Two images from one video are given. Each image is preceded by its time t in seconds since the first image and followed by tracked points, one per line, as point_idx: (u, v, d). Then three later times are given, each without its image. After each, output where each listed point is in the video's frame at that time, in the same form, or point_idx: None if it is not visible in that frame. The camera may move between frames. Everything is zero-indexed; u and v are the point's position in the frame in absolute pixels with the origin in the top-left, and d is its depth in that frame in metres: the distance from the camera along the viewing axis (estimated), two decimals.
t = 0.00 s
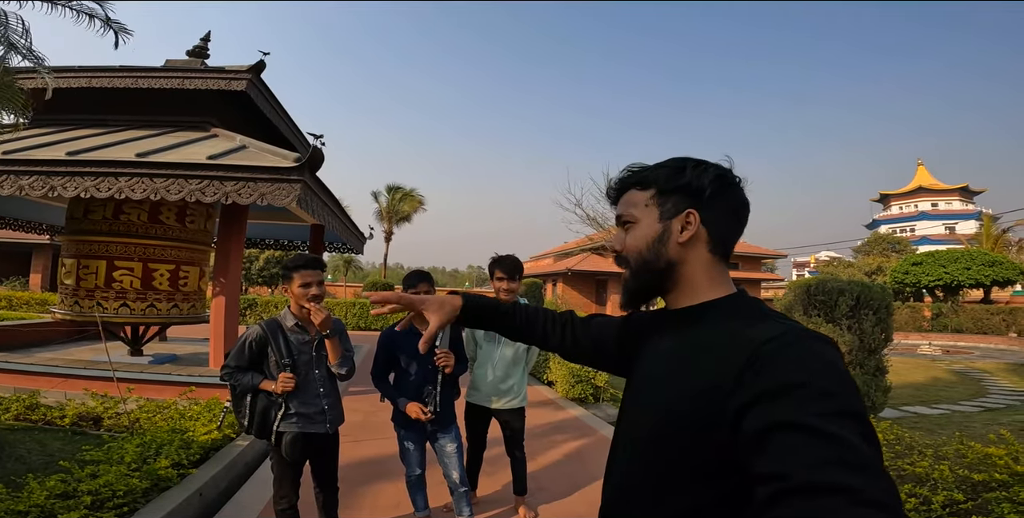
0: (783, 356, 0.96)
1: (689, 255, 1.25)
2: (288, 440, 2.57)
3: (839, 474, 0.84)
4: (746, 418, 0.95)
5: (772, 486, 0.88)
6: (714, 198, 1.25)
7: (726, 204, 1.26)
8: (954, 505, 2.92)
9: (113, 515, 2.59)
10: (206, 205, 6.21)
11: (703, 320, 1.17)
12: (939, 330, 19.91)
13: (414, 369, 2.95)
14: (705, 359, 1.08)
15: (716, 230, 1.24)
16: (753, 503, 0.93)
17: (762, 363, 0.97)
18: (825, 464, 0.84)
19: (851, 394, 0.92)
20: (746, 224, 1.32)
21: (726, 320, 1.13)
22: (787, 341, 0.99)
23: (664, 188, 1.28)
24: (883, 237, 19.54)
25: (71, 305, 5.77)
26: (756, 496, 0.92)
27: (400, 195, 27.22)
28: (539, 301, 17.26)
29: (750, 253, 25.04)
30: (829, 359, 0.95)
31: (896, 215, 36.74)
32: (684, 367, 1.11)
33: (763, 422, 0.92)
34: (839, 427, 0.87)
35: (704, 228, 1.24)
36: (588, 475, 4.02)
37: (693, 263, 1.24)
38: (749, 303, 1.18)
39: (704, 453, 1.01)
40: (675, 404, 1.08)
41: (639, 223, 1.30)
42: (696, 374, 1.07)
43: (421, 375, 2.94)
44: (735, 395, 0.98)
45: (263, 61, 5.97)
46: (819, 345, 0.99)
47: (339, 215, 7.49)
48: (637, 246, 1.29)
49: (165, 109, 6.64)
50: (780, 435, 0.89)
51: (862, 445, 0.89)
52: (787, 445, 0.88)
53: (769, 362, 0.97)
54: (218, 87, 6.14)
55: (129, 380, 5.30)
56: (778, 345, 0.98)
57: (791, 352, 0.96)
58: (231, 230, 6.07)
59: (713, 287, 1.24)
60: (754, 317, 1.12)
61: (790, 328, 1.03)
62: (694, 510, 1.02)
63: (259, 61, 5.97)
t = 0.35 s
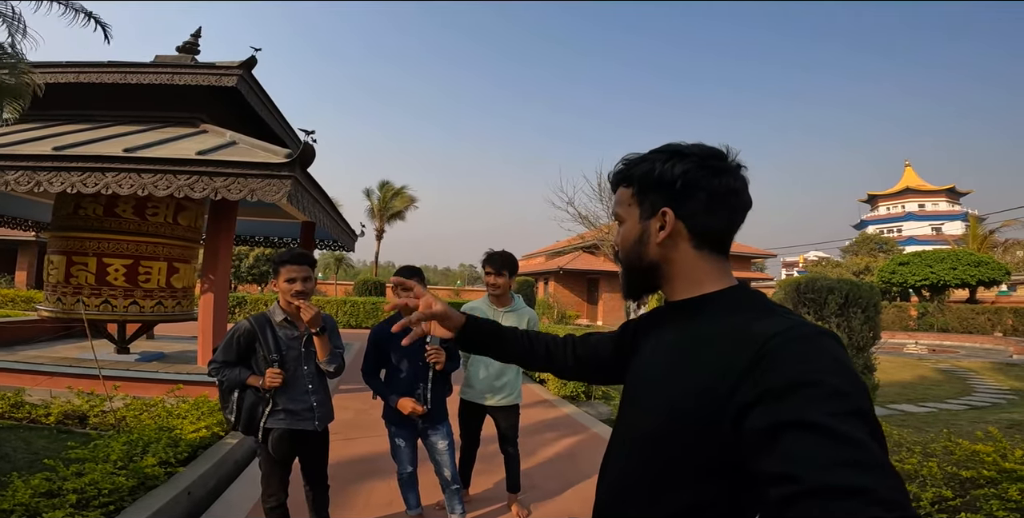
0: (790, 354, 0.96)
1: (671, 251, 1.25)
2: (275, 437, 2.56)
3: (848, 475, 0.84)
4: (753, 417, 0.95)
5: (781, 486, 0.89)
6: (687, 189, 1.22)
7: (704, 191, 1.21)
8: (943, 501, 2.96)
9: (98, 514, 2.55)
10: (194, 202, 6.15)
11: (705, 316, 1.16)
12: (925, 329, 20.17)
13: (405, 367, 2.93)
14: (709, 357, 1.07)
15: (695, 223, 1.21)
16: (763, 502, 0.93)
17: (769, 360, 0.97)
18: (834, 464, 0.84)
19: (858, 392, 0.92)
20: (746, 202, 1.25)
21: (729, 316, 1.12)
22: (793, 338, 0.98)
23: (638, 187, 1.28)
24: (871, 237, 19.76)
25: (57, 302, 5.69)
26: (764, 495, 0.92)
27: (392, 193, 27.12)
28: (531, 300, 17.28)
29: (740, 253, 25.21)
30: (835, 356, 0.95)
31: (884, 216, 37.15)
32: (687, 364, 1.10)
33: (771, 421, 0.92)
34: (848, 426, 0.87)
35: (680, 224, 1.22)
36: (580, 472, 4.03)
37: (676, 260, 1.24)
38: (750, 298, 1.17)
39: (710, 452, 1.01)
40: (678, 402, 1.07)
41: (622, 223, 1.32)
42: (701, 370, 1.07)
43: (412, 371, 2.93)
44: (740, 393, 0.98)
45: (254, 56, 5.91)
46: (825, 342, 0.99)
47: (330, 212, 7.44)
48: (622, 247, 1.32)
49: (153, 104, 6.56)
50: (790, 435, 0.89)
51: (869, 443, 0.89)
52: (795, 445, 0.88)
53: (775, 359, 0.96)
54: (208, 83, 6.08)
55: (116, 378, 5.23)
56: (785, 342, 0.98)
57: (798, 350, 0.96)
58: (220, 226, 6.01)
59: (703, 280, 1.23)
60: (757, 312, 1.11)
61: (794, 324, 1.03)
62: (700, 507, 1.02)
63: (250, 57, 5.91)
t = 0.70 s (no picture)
0: (778, 358, 0.97)
1: (655, 259, 1.27)
2: (262, 439, 2.55)
3: (837, 477, 0.86)
4: (742, 419, 0.96)
5: (770, 488, 0.90)
6: (665, 199, 1.23)
7: (681, 199, 1.22)
8: (928, 500, 3.01)
9: None
10: (181, 201, 6.09)
11: (696, 319, 1.17)
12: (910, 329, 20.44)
13: (396, 369, 2.92)
14: (700, 359, 1.08)
15: (675, 231, 1.23)
16: (753, 503, 0.95)
17: (758, 363, 0.98)
18: (822, 466, 0.86)
19: (847, 394, 0.94)
20: (730, 207, 1.23)
21: (719, 318, 1.14)
22: (782, 340, 1.00)
23: (620, 197, 1.31)
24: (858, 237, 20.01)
25: (41, 303, 5.61)
26: (754, 496, 0.94)
27: (382, 192, 27.00)
28: (522, 300, 17.29)
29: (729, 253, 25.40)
30: (824, 359, 0.97)
31: (869, 217, 37.63)
32: (678, 367, 1.12)
33: (760, 423, 0.93)
34: (836, 428, 0.89)
35: (661, 231, 1.25)
36: (572, 473, 4.04)
37: (660, 268, 1.27)
38: (740, 302, 1.19)
39: (701, 453, 1.02)
40: (670, 404, 1.08)
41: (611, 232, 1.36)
42: (693, 372, 1.08)
43: (403, 373, 2.92)
44: (730, 395, 1.00)
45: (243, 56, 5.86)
46: (815, 345, 1.01)
47: (320, 212, 7.39)
48: (613, 255, 1.36)
49: (140, 104, 6.48)
50: (779, 437, 0.91)
51: (857, 444, 0.91)
52: (784, 447, 0.90)
53: (764, 362, 0.98)
54: (196, 83, 6.02)
55: (101, 380, 5.16)
56: (775, 344, 0.99)
57: (786, 353, 0.98)
58: (207, 227, 5.95)
59: (689, 286, 1.25)
60: (747, 315, 1.13)
61: (783, 327, 1.04)
62: (691, 508, 1.04)
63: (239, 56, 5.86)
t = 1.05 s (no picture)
0: (777, 358, 0.97)
1: (680, 241, 1.27)
2: (253, 439, 2.53)
3: (837, 479, 0.86)
4: (741, 419, 0.96)
5: (768, 489, 0.90)
6: (712, 189, 1.24)
7: (724, 192, 1.22)
8: (920, 499, 3.06)
9: None
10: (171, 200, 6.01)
11: (697, 318, 1.17)
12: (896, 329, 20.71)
13: (391, 370, 2.90)
14: (700, 359, 1.08)
15: (707, 217, 1.23)
16: (751, 504, 0.95)
17: (758, 363, 0.98)
18: (822, 468, 0.86)
19: (846, 396, 0.94)
20: (773, 220, 1.22)
21: (720, 318, 1.14)
22: (781, 341, 1.00)
23: (670, 179, 1.34)
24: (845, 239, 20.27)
25: (26, 303, 5.51)
26: (752, 497, 0.94)
27: (372, 192, 26.90)
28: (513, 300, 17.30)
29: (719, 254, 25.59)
30: (823, 360, 0.97)
31: (856, 218, 38.09)
32: (677, 367, 1.11)
33: (758, 423, 0.93)
34: (836, 430, 0.89)
35: (695, 215, 1.25)
36: (566, 473, 4.04)
37: (682, 251, 1.27)
38: (746, 301, 1.18)
39: (699, 454, 1.02)
40: (670, 405, 1.08)
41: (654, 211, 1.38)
42: (692, 372, 1.07)
43: (399, 374, 2.90)
44: (729, 395, 0.99)
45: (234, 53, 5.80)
46: (814, 345, 1.01)
47: (311, 211, 7.33)
48: (644, 232, 1.37)
49: (128, 101, 6.39)
50: (778, 439, 0.91)
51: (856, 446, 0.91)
52: (782, 449, 0.90)
53: (762, 363, 0.98)
54: (186, 80, 5.95)
55: (88, 381, 5.09)
56: (774, 345, 0.99)
57: (785, 354, 0.98)
58: (197, 226, 5.88)
59: (703, 279, 1.24)
60: (747, 314, 1.13)
61: (782, 327, 1.04)
62: (689, 510, 1.03)
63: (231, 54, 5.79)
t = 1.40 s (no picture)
0: (785, 358, 0.96)
1: (690, 243, 1.28)
2: (245, 441, 2.50)
3: (843, 480, 0.85)
4: (748, 418, 0.96)
5: (773, 489, 0.90)
6: (715, 188, 1.24)
7: (729, 190, 1.22)
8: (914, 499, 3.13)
9: None
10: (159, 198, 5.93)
11: (706, 319, 1.17)
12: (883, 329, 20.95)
13: (386, 371, 2.88)
14: (708, 358, 1.08)
15: (715, 217, 1.23)
16: (757, 504, 0.95)
17: (766, 363, 0.98)
18: (828, 469, 0.86)
19: (856, 396, 0.94)
20: (781, 215, 1.21)
21: (729, 318, 1.13)
22: (790, 340, 0.99)
23: (675, 180, 1.34)
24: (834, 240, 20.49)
25: (11, 302, 5.41)
26: (757, 496, 0.94)
27: (363, 191, 26.78)
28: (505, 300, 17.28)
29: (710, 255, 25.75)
30: (833, 360, 0.96)
31: (844, 220, 38.50)
32: (685, 367, 1.11)
33: (764, 422, 0.93)
34: (844, 430, 0.88)
35: (702, 217, 1.25)
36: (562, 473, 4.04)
37: (692, 253, 1.27)
38: (755, 300, 1.18)
39: (705, 452, 1.02)
40: (677, 403, 1.08)
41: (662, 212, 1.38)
42: (700, 371, 1.07)
43: (394, 375, 2.88)
44: (737, 394, 0.99)
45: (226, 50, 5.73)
46: (826, 345, 1.00)
47: (302, 210, 7.27)
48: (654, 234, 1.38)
49: (117, 98, 6.29)
50: (783, 437, 0.91)
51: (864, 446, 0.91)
52: (788, 449, 0.89)
53: (769, 363, 0.97)
54: (177, 77, 5.87)
55: (74, 381, 5.01)
56: (782, 344, 0.99)
57: (794, 353, 0.97)
58: (186, 225, 5.80)
59: (715, 278, 1.24)
60: (756, 314, 1.12)
61: (793, 326, 1.04)
62: (694, 507, 1.04)
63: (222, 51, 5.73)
